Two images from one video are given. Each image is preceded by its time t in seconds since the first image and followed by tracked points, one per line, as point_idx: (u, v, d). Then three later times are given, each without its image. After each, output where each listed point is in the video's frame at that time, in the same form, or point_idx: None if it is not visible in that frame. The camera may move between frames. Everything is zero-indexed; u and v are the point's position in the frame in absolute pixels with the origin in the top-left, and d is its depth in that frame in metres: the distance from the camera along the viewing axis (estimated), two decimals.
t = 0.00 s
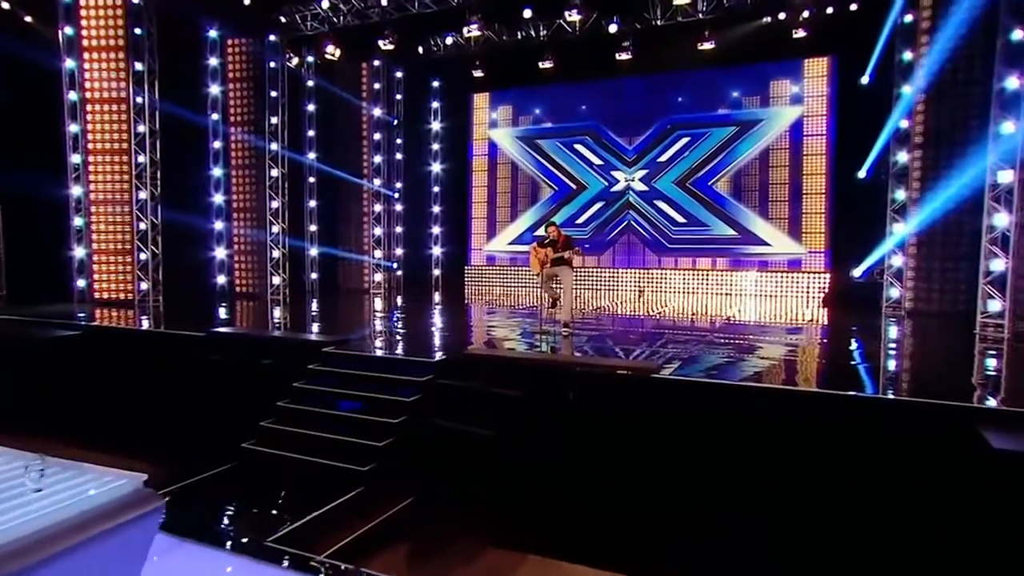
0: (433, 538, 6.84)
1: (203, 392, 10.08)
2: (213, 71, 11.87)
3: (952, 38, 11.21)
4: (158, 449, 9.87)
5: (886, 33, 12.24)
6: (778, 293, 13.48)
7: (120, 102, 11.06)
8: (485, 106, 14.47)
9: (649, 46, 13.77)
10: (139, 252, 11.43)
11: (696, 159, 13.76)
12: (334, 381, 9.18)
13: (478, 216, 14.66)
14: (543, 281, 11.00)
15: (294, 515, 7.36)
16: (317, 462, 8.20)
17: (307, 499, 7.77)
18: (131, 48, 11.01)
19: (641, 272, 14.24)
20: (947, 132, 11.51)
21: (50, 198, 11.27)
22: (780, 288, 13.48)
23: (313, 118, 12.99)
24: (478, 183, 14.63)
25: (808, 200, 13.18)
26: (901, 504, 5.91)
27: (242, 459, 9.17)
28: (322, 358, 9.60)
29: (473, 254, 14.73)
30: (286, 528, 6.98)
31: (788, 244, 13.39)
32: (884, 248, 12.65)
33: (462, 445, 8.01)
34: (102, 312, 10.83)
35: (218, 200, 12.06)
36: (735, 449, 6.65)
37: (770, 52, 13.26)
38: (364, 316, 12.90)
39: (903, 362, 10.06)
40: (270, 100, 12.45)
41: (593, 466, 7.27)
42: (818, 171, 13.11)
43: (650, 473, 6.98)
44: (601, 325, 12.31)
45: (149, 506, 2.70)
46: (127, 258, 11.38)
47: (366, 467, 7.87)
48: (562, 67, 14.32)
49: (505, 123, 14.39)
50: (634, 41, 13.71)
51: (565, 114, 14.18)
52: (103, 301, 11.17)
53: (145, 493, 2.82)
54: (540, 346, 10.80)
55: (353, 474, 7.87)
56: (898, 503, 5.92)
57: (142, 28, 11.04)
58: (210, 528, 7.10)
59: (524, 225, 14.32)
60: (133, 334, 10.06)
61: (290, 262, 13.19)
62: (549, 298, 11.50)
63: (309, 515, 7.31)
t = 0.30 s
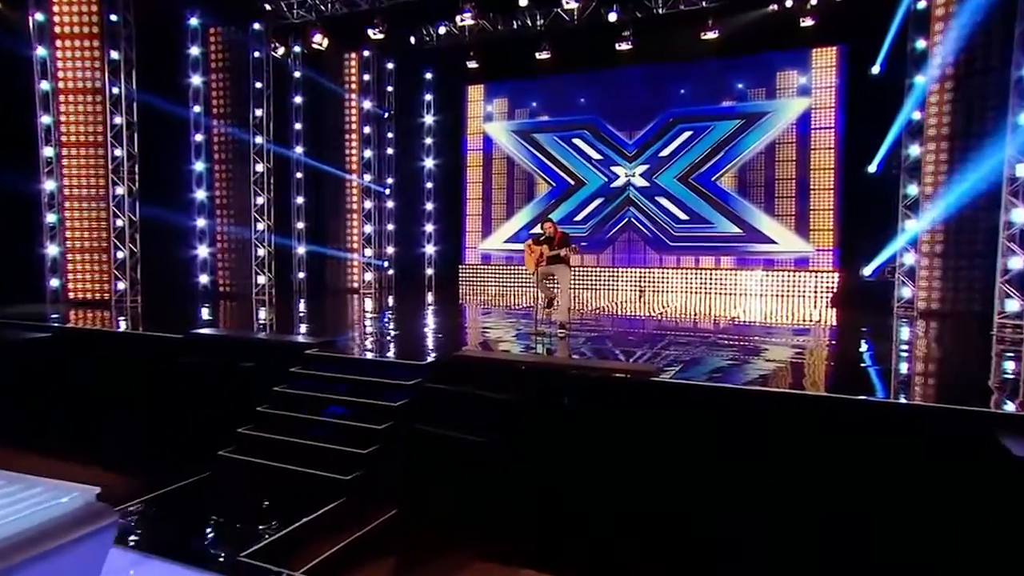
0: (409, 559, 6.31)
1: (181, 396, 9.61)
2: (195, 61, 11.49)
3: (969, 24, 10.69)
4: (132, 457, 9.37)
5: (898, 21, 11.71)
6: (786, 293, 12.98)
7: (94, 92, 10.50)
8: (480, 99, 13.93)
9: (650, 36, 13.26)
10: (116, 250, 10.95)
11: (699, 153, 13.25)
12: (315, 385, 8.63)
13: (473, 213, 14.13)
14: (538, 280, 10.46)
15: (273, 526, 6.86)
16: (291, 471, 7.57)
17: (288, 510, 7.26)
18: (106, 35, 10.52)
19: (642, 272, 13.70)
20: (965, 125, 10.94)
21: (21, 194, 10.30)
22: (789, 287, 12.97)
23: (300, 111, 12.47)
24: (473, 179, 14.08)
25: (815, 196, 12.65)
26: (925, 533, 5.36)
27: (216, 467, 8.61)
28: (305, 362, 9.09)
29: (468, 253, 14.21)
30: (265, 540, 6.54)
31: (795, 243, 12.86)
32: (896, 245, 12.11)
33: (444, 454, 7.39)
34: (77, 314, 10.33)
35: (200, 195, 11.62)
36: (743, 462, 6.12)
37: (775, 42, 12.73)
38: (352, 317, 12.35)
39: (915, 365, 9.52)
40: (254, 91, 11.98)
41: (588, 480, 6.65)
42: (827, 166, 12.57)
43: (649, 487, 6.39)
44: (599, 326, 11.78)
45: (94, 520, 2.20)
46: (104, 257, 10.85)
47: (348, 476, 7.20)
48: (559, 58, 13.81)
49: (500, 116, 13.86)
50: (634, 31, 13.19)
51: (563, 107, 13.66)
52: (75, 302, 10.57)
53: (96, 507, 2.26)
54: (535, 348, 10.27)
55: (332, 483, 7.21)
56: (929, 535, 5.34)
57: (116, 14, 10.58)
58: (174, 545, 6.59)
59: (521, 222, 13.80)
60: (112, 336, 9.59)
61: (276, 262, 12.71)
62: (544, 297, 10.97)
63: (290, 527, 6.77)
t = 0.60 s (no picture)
0: (391, 566, 5.53)
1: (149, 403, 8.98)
2: (168, 46, 10.77)
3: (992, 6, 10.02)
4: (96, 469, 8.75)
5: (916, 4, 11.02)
6: (796, 293, 12.26)
7: (58, 79, 9.92)
8: (473, 88, 13.23)
9: (653, 21, 12.55)
10: (84, 248, 10.29)
11: (704, 145, 12.58)
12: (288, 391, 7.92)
13: (466, 209, 13.44)
14: (533, 280, 9.79)
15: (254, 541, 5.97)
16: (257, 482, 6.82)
17: (258, 518, 6.41)
18: (71, 18, 9.87)
19: (643, 271, 13.01)
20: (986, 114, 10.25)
21: None
22: (798, 288, 12.26)
23: (282, 101, 11.84)
24: (466, 172, 13.41)
25: (828, 190, 11.94)
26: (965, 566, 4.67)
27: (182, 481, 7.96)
28: (280, 367, 8.31)
29: (461, 251, 13.51)
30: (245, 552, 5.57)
31: (805, 240, 12.16)
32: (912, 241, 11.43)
33: (425, 468, 6.71)
34: (41, 315, 9.78)
35: (177, 189, 11.05)
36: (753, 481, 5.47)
37: (785, 27, 12.03)
38: (336, 318, 11.65)
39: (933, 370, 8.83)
40: (233, 80, 11.15)
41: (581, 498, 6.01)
42: (840, 158, 11.86)
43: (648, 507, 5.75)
44: (597, 327, 11.10)
45: (19, 547, 1.77)
46: (70, 255, 10.21)
47: (326, 488, 6.41)
48: (557, 45, 13.10)
49: (494, 107, 13.17)
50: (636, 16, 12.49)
51: (560, 97, 12.98)
52: (41, 301, 10.11)
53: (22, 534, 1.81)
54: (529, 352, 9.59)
55: (304, 496, 6.46)
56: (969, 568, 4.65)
57: None
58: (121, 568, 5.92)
59: (516, 219, 13.14)
60: (78, 337, 9.22)
61: (258, 260, 12.05)
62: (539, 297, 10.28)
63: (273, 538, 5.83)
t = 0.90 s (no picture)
0: None
1: (123, 410, 8.52)
2: (146, 35, 10.10)
3: None
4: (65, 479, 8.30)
5: None
6: (805, 294, 11.79)
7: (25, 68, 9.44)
8: (468, 81, 12.73)
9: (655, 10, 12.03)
10: (57, 247, 9.75)
11: (708, 139, 12.06)
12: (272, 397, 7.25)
13: (461, 206, 12.93)
14: (528, 280, 9.22)
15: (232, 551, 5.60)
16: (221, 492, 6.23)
17: (225, 535, 5.93)
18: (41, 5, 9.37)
19: (645, 270, 12.49)
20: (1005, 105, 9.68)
21: None
22: (807, 288, 11.78)
23: (267, 92, 11.32)
24: (461, 168, 12.89)
25: (837, 186, 11.45)
26: None
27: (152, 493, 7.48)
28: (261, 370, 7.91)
29: (456, 250, 13.00)
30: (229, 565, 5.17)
31: (813, 237, 11.64)
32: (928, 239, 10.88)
33: (407, 483, 6.20)
34: (10, 318, 9.33)
35: (156, 185, 10.36)
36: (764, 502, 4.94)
37: (794, 16, 11.49)
38: (321, 321, 11.07)
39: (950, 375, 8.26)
40: (216, 70, 10.88)
41: (574, 517, 5.49)
42: (851, 153, 11.36)
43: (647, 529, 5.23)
44: (596, 330, 10.56)
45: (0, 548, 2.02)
46: (42, 255, 9.70)
47: (304, 501, 5.81)
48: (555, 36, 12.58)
49: (490, 99, 12.65)
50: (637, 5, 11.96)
51: (559, 89, 12.47)
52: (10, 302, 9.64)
53: None
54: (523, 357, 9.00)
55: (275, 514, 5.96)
56: None
57: None
58: None
59: (513, 216, 12.61)
60: (53, 342, 8.84)
61: (241, 260, 11.51)
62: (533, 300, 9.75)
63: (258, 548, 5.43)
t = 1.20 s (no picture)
0: None
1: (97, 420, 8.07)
2: (127, 25, 9.76)
3: None
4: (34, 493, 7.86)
5: None
6: (815, 296, 11.26)
7: None
8: (463, 74, 12.21)
9: None
10: (30, 246, 9.17)
11: (714, 134, 11.57)
12: (252, 406, 6.46)
13: (456, 205, 12.41)
14: (523, 281, 8.70)
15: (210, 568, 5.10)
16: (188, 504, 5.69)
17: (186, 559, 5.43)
18: None
19: (648, 271, 11.97)
20: None
21: None
22: (817, 290, 11.26)
23: (253, 85, 10.90)
24: (456, 164, 12.36)
25: (849, 183, 10.93)
26: None
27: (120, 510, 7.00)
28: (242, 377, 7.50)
29: (450, 250, 12.45)
30: None
31: (824, 236, 11.13)
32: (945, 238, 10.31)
33: (387, 502, 5.68)
34: None
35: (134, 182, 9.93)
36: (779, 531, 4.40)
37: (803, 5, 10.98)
38: (307, 325, 10.56)
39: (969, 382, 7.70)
40: (199, 61, 10.50)
41: (567, 544, 4.97)
42: (864, 148, 10.84)
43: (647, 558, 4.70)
44: (597, 334, 10.05)
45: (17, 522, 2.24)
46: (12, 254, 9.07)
47: (284, 517, 5.25)
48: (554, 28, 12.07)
49: (486, 93, 12.14)
50: None
51: (558, 82, 11.96)
52: None
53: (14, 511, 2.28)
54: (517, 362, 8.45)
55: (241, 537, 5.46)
56: None
57: None
58: None
59: (511, 214, 12.11)
60: (24, 346, 8.28)
61: (226, 261, 11.05)
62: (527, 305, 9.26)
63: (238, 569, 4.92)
